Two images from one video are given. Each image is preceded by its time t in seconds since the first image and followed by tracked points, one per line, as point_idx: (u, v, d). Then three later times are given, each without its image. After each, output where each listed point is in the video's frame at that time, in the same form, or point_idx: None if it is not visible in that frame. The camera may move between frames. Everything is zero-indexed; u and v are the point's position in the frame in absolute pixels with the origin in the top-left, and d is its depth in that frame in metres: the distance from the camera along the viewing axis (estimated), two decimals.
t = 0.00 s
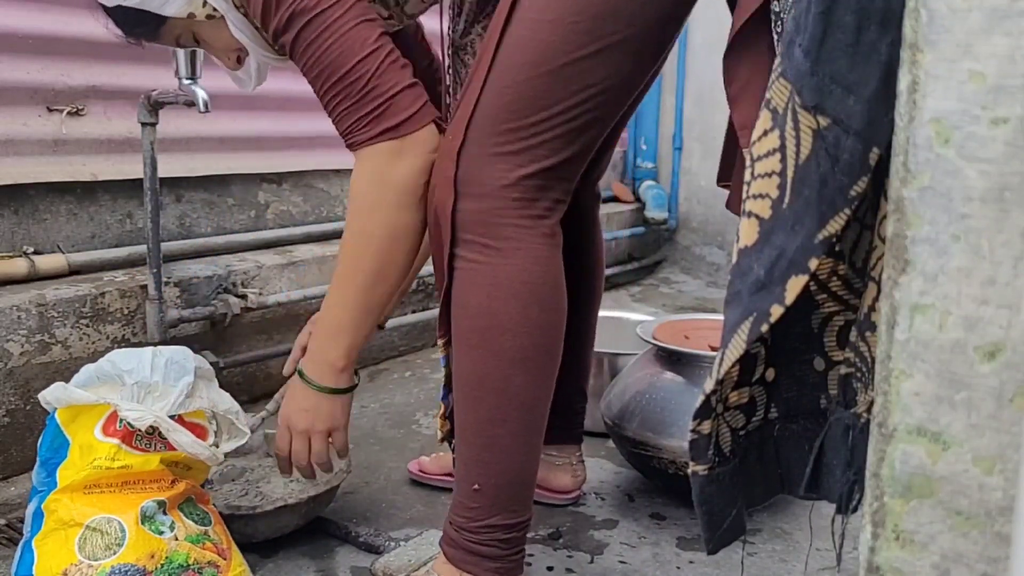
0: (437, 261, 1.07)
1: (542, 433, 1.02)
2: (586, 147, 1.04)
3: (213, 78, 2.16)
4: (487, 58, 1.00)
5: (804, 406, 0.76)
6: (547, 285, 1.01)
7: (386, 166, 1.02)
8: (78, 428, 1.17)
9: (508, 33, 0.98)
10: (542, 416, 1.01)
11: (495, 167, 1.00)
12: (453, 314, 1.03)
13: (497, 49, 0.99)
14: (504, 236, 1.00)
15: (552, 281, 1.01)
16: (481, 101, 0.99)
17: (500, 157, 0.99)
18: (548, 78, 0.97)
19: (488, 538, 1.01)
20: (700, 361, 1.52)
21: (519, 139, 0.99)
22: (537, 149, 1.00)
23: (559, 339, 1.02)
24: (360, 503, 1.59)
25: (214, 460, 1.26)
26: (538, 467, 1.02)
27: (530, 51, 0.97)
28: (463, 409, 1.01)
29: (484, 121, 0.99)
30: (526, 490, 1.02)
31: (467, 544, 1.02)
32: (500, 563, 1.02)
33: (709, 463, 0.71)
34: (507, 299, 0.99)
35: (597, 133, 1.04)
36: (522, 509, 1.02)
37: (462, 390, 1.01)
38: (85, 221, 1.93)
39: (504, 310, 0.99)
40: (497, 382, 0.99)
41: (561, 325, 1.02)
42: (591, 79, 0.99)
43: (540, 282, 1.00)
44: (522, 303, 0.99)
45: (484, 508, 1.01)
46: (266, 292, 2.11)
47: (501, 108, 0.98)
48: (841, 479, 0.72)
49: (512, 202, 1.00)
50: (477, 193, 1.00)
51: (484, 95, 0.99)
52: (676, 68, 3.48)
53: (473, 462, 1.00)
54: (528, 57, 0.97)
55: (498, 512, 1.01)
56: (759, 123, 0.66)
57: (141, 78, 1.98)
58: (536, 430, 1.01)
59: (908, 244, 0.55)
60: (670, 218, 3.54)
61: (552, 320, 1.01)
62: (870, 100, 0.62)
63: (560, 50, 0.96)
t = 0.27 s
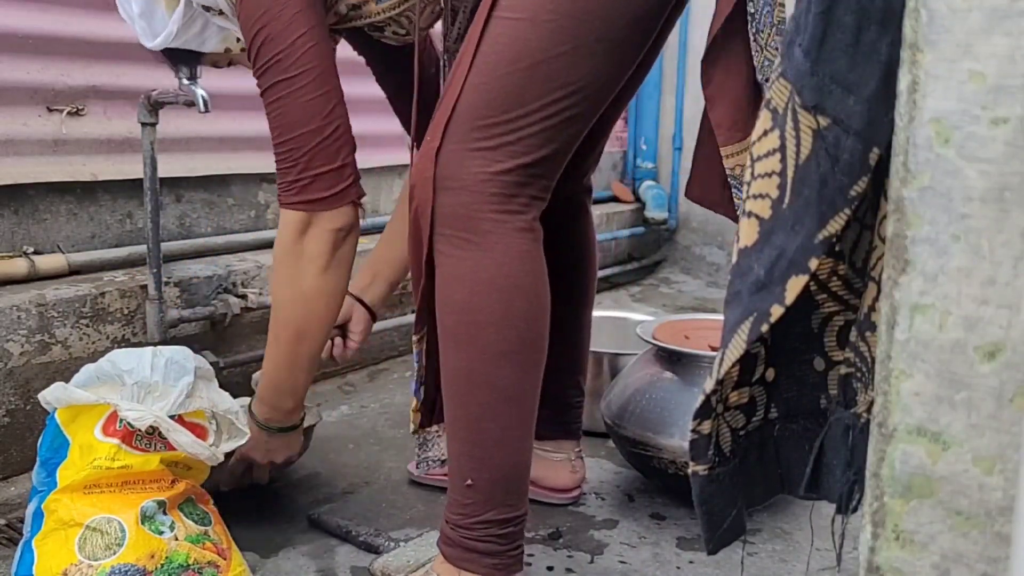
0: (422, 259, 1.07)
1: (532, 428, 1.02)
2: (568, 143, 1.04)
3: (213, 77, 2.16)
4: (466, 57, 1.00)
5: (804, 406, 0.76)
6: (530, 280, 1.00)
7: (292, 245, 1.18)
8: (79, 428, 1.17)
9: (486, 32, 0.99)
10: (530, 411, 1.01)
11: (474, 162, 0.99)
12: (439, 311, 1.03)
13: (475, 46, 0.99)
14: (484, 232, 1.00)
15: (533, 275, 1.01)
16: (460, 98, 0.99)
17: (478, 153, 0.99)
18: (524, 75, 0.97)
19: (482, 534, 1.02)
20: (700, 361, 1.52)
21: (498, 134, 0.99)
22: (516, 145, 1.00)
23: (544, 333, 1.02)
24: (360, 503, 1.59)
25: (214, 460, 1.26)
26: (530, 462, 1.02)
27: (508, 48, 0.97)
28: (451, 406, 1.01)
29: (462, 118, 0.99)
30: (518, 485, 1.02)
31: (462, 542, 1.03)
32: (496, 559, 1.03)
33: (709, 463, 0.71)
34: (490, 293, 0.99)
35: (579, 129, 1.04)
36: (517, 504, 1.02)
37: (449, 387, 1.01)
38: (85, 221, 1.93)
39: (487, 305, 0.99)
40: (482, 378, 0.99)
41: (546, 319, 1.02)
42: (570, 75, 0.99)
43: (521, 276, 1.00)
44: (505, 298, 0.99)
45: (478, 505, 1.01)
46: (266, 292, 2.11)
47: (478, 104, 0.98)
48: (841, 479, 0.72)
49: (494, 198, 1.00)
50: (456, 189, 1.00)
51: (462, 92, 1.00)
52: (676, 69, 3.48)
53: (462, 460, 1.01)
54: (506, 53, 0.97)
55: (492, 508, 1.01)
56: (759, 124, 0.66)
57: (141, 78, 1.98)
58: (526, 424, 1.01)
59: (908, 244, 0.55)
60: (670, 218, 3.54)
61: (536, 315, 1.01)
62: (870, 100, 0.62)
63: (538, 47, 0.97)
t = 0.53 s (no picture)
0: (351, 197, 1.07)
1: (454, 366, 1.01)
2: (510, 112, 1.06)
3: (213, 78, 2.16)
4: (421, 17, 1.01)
5: (805, 406, 0.76)
6: (450, 216, 1.00)
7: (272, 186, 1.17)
8: (79, 428, 1.18)
9: None
10: (444, 346, 0.99)
11: (409, 102, 1.00)
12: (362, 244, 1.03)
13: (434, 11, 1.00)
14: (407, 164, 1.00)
15: (454, 213, 1.01)
16: (407, 51, 1.00)
17: (412, 93, 1.00)
18: (474, 32, 0.99)
19: (411, 467, 1.01)
20: (700, 361, 1.53)
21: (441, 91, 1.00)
22: (453, 92, 1.00)
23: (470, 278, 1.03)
24: (361, 503, 1.59)
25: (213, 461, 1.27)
26: (448, 398, 1.01)
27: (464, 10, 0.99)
28: (370, 336, 1.00)
29: (404, 62, 1.00)
30: (451, 418, 1.02)
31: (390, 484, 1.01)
32: (424, 492, 1.03)
33: (709, 463, 0.71)
34: (412, 224, 0.99)
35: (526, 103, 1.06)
36: (436, 443, 1.01)
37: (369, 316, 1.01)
38: (85, 221, 1.93)
39: (408, 234, 0.99)
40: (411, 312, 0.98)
41: (473, 264, 1.03)
42: (526, 55, 1.01)
43: (442, 210, 1.00)
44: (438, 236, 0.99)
45: (396, 438, 0.99)
46: (265, 292, 2.11)
47: (422, 51, 0.99)
48: (841, 479, 0.72)
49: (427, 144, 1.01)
50: (385, 124, 1.01)
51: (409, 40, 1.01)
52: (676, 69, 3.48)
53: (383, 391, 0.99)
54: (461, 14, 0.99)
55: (414, 442, 1.00)
56: (759, 124, 0.66)
57: (141, 78, 1.98)
58: (444, 357, 0.99)
59: (908, 244, 0.55)
60: (670, 218, 3.54)
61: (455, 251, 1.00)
62: (869, 100, 0.62)
63: (498, 23, 0.99)
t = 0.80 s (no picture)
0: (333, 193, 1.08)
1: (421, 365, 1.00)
2: (495, 111, 1.05)
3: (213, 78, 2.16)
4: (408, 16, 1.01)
5: (804, 406, 0.76)
6: (426, 214, 1.00)
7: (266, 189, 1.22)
8: (80, 428, 1.18)
9: None
10: (413, 344, 0.99)
11: (388, 100, 1.01)
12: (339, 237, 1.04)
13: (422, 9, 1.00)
14: (384, 161, 1.01)
15: (431, 213, 1.01)
16: (391, 49, 1.01)
17: (392, 91, 1.01)
18: (460, 36, 0.99)
19: (374, 465, 1.00)
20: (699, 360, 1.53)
21: (424, 89, 1.00)
22: (435, 94, 1.01)
23: (448, 274, 1.03)
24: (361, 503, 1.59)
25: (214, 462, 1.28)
26: (413, 399, 1.00)
27: (451, 12, 0.99)
28: (341, 330, 1.01)
29: (387, 61, 1.01)
30: (421, 415, 1.02)
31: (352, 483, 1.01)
32: (388, 490, 1.02)
33: (708, 463, 0.71)
34: (385, 218, 0.99)
35: (511, 102, 1.06)
36: (400, 443, 1.00)
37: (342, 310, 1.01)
38: (85, 221, 1.94)
39: (382, 228, 0.99)
40: (382, 309, 0.98)
41: (451, 260, 1.03)
42: (511, 55, 1.01)
43: (417, 208, 1.00)
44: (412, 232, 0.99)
45: (360, 435, 0.99)
46: (266, 292, 2.11)
47: (406, 51, 1.00)
48: (840, 480, 0.72)
49: (406, 142, 1.02)
50: (366, 121, 1.02)
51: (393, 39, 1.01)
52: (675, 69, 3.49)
53: (350, 389, 0.99)
54: (448, 16, 0.99)
55: (376, 441, 0.99)
56: (759, 124, 0.65)
57: (141, 78, 1.98)
58: (412, 355, 0.99)
59: (908, 244, 0.55)
60: (670, 218, 3.54)
61: (429, 249, 1.00)
62: (869, 101, 0.62)
63: (483, 23, 0.98)
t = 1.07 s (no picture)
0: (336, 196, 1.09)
1: (419, 365, 1.01)
2: (495, 115, 1.06)
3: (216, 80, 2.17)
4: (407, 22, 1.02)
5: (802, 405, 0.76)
6: (426, 216, 1.01)
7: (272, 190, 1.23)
8: (83, 427, 1.18)
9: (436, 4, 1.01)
10: (412, 344, 1.00)
11: (388, 105, 1.02)
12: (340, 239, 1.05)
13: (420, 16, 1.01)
14: (384, 165, 1.02)
15: (431, 214, 1.02)
16: (391, 55, 1.02)
17: (393, 96, 1.02)
18: (459, 43, 0.99)
19: (369, 463, 1.01)
20: (696, 359, 1.53)
21: (424, 94, 1.01)
22: (436, 97, 1.01)
23: (448, 275, 1.04)
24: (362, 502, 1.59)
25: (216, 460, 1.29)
26: (411, 398, 1.01)
27: (450, 19, 0.99)
28: (340, 330, 1.02)
29: (388, 67, 1.02)
30: (418, 414, 1.02)
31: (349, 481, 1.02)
32: (383, 487, 1.02)
33: (705, 460, 0.71)
34: (384, 219, 1.00)
35: (510, 105, 1.06)
36: (397, 441, 1.01)
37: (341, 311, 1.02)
38: (89, 222, 1.95)
39: (380, 230, 1.00)
40: (379, 309, 0.99)
41: (450, 261, 1.04)
42: (508, 59, 1.01)
43: (416, 210, 1.01)
44: (411, 233, 1.00)
45: (357, 432, 1.00)
46: (268, 293, 2.12)
47: (405, 56, 1.01)
48: (836, 477, 0.73)
49: (406, 145, 1.02)
50: (367, 126, 1.03)
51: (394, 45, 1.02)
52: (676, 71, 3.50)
53: (348, 387, 1.00)
54: (446, 22, 0.99)
55: (375, 438, 1.00)
56: (756, 125, 0.66)
57: (145, 81, 1.99)
58: (409, 356, 1.00)
59: (903, 244, 0.51)
60: (670, 219, 3.56)
61: (428, 250, 1.01)
62: (864, 103, 0.63)
63: (480, 27, 0.99)
